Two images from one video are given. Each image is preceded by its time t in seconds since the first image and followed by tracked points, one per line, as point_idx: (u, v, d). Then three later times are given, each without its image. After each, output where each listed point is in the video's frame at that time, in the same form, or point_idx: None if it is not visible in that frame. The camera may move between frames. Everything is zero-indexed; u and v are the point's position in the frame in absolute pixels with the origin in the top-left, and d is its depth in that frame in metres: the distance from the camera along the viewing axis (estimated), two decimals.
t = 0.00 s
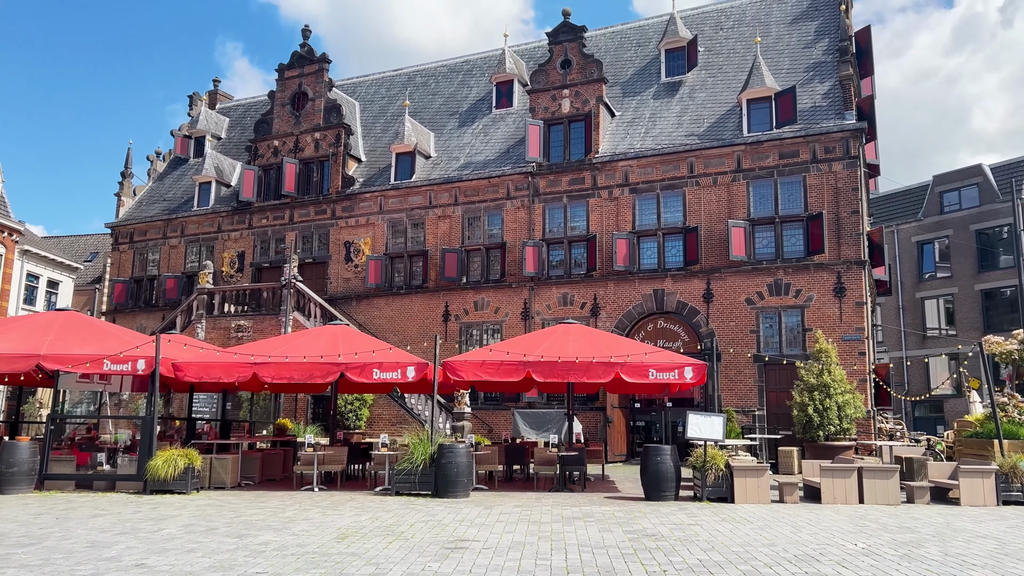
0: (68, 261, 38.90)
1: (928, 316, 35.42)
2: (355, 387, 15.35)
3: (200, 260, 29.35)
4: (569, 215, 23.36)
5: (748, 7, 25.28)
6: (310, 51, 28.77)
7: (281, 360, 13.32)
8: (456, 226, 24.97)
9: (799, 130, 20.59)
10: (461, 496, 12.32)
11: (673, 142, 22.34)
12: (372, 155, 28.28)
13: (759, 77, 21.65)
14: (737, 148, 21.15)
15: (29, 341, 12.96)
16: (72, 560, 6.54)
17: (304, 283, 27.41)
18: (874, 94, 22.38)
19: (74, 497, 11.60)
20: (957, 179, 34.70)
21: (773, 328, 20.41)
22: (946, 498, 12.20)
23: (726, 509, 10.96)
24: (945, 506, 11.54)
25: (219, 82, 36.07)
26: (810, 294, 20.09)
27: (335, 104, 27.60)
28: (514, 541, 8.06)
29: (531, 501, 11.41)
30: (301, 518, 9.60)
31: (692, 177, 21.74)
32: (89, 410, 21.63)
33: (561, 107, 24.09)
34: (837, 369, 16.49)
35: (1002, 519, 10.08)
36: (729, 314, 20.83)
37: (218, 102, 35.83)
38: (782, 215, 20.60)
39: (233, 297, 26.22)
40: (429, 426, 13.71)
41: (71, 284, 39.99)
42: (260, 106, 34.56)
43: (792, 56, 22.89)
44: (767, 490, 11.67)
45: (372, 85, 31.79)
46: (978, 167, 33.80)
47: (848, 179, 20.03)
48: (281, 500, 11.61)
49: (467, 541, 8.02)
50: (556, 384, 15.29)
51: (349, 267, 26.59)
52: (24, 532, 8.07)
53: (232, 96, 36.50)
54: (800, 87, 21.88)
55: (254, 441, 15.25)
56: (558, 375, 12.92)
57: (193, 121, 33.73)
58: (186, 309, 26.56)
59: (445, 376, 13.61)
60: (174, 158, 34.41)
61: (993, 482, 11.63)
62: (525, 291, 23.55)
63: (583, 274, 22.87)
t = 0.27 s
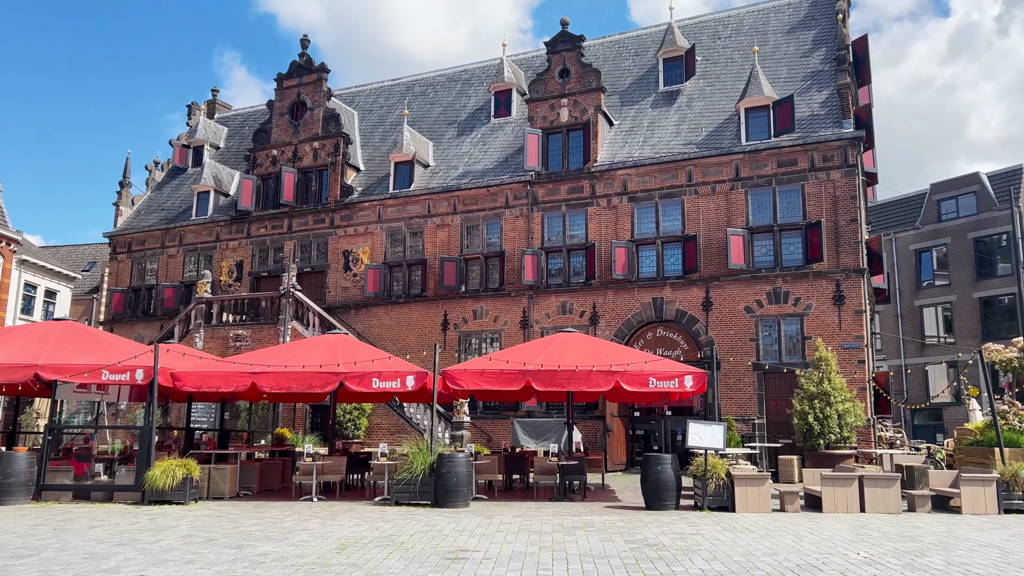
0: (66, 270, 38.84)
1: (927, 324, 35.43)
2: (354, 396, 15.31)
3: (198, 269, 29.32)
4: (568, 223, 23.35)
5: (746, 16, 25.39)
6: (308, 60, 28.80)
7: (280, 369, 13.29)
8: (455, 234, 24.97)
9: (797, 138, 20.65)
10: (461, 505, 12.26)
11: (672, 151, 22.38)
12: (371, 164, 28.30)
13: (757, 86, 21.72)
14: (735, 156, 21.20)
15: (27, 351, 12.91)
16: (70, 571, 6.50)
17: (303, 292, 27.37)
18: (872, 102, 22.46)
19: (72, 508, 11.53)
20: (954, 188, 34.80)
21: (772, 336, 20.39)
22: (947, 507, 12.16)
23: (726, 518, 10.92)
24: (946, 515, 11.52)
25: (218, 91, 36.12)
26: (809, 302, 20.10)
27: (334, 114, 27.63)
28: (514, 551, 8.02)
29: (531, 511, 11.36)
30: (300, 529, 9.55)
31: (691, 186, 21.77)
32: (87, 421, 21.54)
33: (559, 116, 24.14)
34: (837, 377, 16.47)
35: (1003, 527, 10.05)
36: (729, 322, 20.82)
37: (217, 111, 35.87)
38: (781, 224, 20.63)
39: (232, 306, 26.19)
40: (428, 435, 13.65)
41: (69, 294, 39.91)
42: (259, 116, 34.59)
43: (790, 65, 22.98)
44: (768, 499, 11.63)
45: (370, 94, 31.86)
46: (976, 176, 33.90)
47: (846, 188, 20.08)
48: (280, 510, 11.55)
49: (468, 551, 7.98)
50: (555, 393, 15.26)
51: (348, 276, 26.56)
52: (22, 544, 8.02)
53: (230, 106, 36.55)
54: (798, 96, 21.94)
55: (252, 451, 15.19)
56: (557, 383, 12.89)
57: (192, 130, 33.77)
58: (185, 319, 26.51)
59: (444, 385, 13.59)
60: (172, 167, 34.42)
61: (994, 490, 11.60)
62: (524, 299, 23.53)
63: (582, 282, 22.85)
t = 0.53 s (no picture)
0: (64, 281, 38.80)
1: (926, 333, 35.44)
2: (353, 406, 15.27)
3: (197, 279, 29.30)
4: (567, 233, 23.37)
5: (743, 26, 25.52)
6: (307, 71, 28.88)
7: (278, 379, 13.26)
8: (454, 244, 24.98)
9: (795, 148, 20.72)
10: (461, 515, 12.21)
11: (670, 160, 22.44)
12: (370, 174, 28.34)
13: (755, 96, 21.81)
14: (733, 166, 21.26)
15: (25, 361, 12.88)
16: None
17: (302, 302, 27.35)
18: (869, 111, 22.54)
19: (70, 520, 11.48)
20: (952, 197, 34.88)
21: (771, 345, 20.38)
22: (948, 516, 12.13)
23: (727, 528, 10.88)
24: (947, 524, 11.48)
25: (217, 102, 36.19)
26: (808, 311, 20.10)
27: (332, 124, 27.69)
28: (514, 562, 7.98)
29: (531, 521, 11.31)
30: (299, 540, 9.51)
31: (690, 195, 21.81)
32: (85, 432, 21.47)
33: (557, 126, 24.21)
34: (837, 387, 16.48)
35: (1005, 537, 10.02)
36: (728, 331, 20.82)
37: (216, 121, 35.93)
38: (779, 233, 20.66)
39: (230, 317, 26.20)
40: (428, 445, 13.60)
41: (67, 304, 39.85)
42: (258, 126, 34.66)
43: (787, 75, 23.07)
44: (769, 509, 11.59)
45: (369, 104, 31.94)
46: (973, 185, 33.99)
47: (844, 197, 20.12)
48: (279, 521, 11.50)
49: (467, 562, 7.94)
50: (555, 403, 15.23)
51: (346, 285, 26.55)
52: (19, 556, 7.98)
53: (229, 116, 36.62)
54: (796, 105, 22.02)
55: (251, 462, 15.12)
56: (557, 393, 12.86)
57: (191, 141, 33.82)
58: (183, 329, 26.47)
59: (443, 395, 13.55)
60: (171, 177, 34.45)
61: (995, 499, 11.57)
62: (524, 308, 23.51)
63: (581, 292, 22.85)
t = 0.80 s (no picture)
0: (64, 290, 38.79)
1: (926, 341, 35.41)
2: (353, 416, 15.27)
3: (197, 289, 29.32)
4: (568, 241, 23.39)
5: (742, 36, 25.63)
6: (308, 81, 28.99)
7: (278, 389, 13.25)
8: (454, 253, 25.00)
9: (794, 157, 20.77)
10: (461, 525, 12.18)
11: (670, 169, 22.48)
12: (370, 183, 28.39)
13: (754, 105, 21.88)
14: (733, 175, 21.30)
15: (25, 371, 12.87)
16: None
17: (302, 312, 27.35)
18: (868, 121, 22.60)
19: (68, 530, 11.44)
20: (952, 206, 34.92)
21: (772, 354, 20.35)
22: (949, 525, 12.09)
23: (728, 538, 10.85)
24: (949, 534, 11.44)
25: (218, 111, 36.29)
26: (809, 320, 20.10)
27: (333, 133, 27.75)
28: (514, 572, 7.95)
29: (531, 531, 11.27)
30: (299, 550, 9.48)
31: (690, 204, 21.84)
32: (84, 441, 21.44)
33: (557, 135, 24.27)
34: (838, 396, 16.46)
35: (1008, 546, 9.99)
36: (728, 340, 20.80)
37: (217, 131, 36.02)
38: (779, 241, 20.68)
39: (230, 326, 26.09)
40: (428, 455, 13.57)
41: (67, 313, 39.82)
42: (258, 136, 34.74)
43: (786, 85, 23.15)
44: (770, 518, 11.55)
45: (370, 114, 32.03)
46: (973, 194, 34.04)
47: (844, 205, 20.15)
48: (279, 531, 11.46)
49: (468, 573, 7.91)
50: (555, 412, 15.21)
51: (346, 294, 26.55)
52: (18, 567, 7.96)
53: (230, 125, 36.71)
54: (795, 114, 22.09)
55: (251, 471, 15.09)
56: (557, 402, 12.83)
57: (191, 150, 33.90)
58: (183, 338, 26.46)
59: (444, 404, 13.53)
60: (172, 187, 34.52)
61: (997, 509, 11.54)
62: (524, 318, 23.50)
63: (582, 301, 22.84)
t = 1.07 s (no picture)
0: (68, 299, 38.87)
1: (931, 349, 35.28)
2: (357, 425, 15.27)
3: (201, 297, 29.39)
4: (571, 250, 23.40)
5: (744, 44, 25.70)
6: (312, 90, 29.11)
7: (282, 397, 13.25)
8: (457, 261, 25.03)
9: (797, 164, 20.78)
10: (464, 534, 12.13)
11: (673, 177, 22.50)
12: (373, 192, 28.45)
13: (757, 113, 21.93)
14: (736, 183, 21.33)
15: (30, 380, 12.90)
16: None
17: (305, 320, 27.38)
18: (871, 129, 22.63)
19: (71, 540, 11.44)
20: (955, 213, 34.88)
21: (776, 362, 20.31)
22: (955, 534, 12.02)
23: (732, 547, 10.80)
24: (955, 543, 11.38)
25: (222, 121, 36.43)
26: (812, 328, 20.06)
27: (336, 142, 27.84)
28: None
29: (534, 540, 11.24)
30: (303, 559, 9.46)
31: (693, 212, 21.85)
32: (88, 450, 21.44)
33: (560, 143, 24.33)
34: (842, 404, 16.41)
35: (1015, 556, 9.92)
36: (732, 349, 20.78)
37: (221, 141, 36.17)
38: (782, 249, 20.68)
39: (234, 334, 26.09)
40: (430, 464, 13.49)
41: (72, 322, 39.91)
42: (262, 145, 34.87)
43: (789, 93, 23.19)
44: (774, 526, 11.50)
45: (373, 123, 32.15)
46: (976, 201, 34.01)
47: (846, 213, 20.17)
48: (282, 540, 11.46)
49: None
50: (558, 421, 15.19)
51: (350, 303, 26.58)
52: None
53: (234, 135, 36.86)
54: (798, 122, 22.11)
55: (254, 480, 15.10)
56: (560, 411, 12.81)
57: (195, 160, 34.04)
58: (187, 347, 26.49)
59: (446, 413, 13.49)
60: (176, 196, 34.65)
61: (1003, 518, 11.47)
62: (527, 326, 23.48)
63: (585, 308, 22.84)
